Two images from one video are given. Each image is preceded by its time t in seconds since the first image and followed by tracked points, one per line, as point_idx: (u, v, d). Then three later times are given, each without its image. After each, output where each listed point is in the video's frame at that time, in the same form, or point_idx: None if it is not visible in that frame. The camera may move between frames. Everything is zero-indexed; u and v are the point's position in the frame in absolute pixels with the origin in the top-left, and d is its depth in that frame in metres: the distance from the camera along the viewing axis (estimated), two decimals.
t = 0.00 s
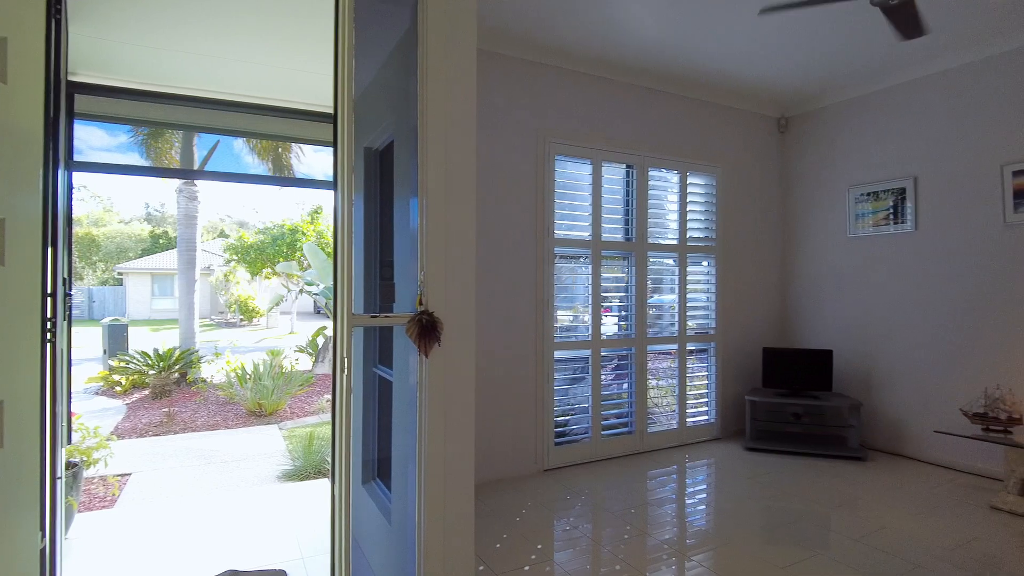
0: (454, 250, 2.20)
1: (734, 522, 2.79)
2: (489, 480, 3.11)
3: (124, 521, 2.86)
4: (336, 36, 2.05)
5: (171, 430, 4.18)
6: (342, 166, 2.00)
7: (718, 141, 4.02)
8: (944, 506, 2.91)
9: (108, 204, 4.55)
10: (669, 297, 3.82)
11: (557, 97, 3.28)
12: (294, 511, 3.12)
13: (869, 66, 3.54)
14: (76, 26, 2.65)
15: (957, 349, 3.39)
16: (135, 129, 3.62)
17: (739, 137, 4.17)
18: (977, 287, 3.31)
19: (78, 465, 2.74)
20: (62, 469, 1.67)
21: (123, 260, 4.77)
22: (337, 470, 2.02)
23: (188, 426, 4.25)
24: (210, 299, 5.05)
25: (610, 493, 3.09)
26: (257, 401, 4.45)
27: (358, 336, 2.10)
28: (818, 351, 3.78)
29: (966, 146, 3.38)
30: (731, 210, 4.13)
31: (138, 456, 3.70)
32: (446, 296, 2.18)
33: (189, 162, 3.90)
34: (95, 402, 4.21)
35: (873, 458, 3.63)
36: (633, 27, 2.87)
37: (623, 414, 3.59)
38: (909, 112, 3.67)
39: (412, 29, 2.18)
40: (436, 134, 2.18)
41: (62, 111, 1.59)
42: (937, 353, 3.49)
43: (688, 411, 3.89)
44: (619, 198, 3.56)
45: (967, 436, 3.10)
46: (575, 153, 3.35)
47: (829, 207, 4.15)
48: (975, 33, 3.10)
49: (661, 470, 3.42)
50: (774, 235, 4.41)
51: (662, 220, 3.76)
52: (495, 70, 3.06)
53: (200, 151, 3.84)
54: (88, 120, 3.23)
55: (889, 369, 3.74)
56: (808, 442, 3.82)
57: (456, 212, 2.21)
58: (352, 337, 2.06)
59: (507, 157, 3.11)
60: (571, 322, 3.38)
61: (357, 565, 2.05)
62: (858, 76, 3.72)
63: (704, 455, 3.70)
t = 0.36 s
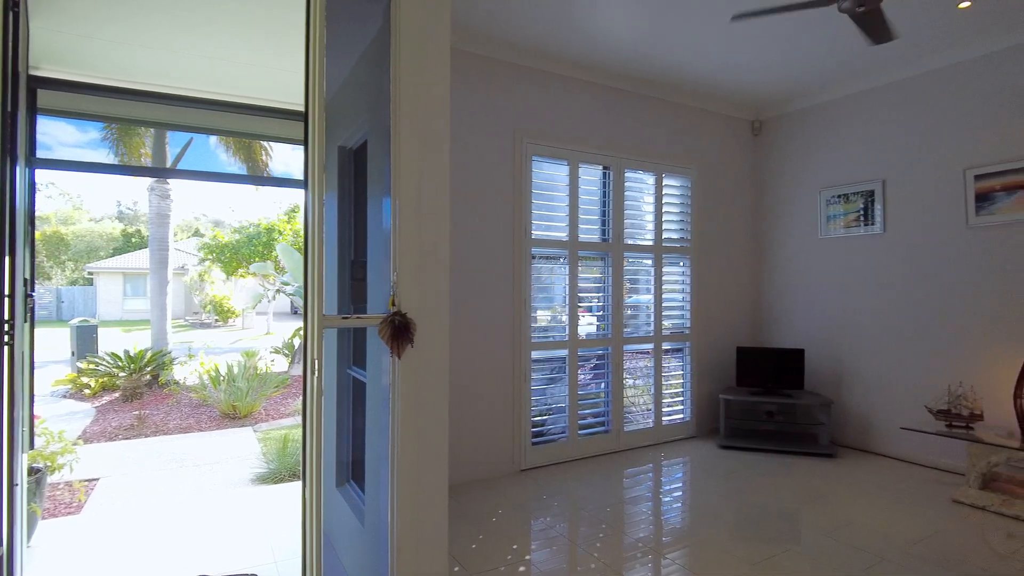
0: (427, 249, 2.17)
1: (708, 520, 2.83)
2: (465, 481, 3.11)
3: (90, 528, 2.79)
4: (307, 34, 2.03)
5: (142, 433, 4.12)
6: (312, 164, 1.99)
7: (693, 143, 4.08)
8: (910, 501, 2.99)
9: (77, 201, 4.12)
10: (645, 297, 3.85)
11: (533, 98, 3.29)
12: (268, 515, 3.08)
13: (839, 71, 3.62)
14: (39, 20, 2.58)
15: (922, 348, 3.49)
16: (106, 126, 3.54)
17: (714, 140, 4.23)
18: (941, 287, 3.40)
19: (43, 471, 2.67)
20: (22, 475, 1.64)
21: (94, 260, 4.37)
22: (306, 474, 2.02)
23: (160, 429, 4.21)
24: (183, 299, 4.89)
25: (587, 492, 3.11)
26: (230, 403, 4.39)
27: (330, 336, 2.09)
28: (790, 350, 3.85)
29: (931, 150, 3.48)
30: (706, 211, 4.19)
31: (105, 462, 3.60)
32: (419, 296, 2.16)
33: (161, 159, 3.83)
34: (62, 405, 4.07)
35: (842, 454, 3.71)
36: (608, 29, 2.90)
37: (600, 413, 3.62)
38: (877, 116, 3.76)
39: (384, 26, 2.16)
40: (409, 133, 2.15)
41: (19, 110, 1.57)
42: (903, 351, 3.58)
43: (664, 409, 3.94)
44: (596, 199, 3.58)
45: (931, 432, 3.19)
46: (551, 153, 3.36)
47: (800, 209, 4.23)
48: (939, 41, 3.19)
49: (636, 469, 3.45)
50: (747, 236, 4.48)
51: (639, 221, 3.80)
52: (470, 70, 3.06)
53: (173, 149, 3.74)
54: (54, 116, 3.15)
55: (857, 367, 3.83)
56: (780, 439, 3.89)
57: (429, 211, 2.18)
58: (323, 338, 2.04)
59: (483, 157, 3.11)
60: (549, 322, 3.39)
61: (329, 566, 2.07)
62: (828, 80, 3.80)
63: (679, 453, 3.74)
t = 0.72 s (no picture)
0: (401, 250, 2.16)
1: (684, 518, 2.86)
2: (443, 482, 3.10)
3: (56, 536, 2.72)
4: (279, 34, 2.02)
5: (113, 437, 4.05)
6: (283, 164, 1.98)
7: (669, 145, 4.12)
8: (878, 496, 3.06)
9: (47, 197, 3.78)
10: (623, 297, 3.88)
11: (510, 98, 3.30)
12: (242, 519, 3.02)
13: (812, 75, 3.69)
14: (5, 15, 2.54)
15: (891, 346, 3.57)
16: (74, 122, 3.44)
17: (690, 141, 4.28)
18: (909, 287, 3.49)
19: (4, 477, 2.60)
20: None
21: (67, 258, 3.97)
22: (280, 476, 1.99)
23: (132, 432, 4.15)
24: (156, 299, 4.61)
25: (565, 491, 3.12)
26: (205, 405, 4.38)
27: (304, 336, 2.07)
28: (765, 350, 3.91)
29: (900, 153, 3.56)
30: (683, 213, 4.23)
31: (72, 467, 3.51)
32: (393, 297, 2.14)
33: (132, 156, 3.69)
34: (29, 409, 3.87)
35: (815, 452, 3.78)
36: (586, 30, 2.92)
37: (579, 412, 3.64)
38: (847, 120, 3.84)
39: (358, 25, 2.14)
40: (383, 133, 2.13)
41: None
42: (872, 350, 3.67)
43: (641, 408, 3.98)
44: (574, 200, 3.60)
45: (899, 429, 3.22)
46: (529, 154, 3.38)
47: (775, 210, 4.30)
48: (906, 47, 3.27)
49: (614, 468, 3.48)
50: (723, 237, 4.54)
51: (617, 222, 3.83)
52: (447, 70, 3.05)
53: (146, 147, 3.68)
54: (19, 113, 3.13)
55: (828, 366, 3.91)
56: (755, 437, 3.96)
57: (403, 211, 2.17)
58: (295, 339, 2.02)
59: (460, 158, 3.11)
60: (528, 322, 3.40)
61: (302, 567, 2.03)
62: (801, 85, 3.87)
63: (656, 452, 3.78)
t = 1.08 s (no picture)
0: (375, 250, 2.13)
1: (662, 516, 2.89)
2: (422, 483, 3.08)
3: (21, 543, 2.64)
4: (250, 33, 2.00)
5: (83, 441, 3.99)
6: (254, 164, 1.96)
7: (647, 147, 4.16)
8: (850, 492, 3.13)
9: (14, 194, 3.63)
10: (602, 297, 3.91)
11: (488, 98, 3.30)
12: (216, 523, 2.98)
13: (786, 78, 3.75)
14: None
15: (862, 345, 3.65)
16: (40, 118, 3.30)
17: (668, 143, 4.32)
18: (880, 287, 3.57)
19: None
20: None
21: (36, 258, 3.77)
22: (252, 480, 1.99)
23: (103, 436, 4.09)
24: (131, 299, 4.37)
25: (544, 491, 3.13)
26: (180, 407, 4.40)
27: (278, 339, 2.05)
28: (741, 349, 3.96)
29: (871, 156, 3.64)
30: (661, 213, 4.28)
31: (40, 471, 3.44)
32: (368, 298, 2.12)
33: (104, 156, 3.61)
34: None
35: (789, 449, 3.85)
36: (564, 31, 2.94)
37: (558, 411, 3.65)
38: (821, 123, 3.92)
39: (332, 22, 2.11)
40: (356, 133, 2.10)
41: None
42: (845, 349, 3.74)
43: (620, 407, 4.01)
44: (553, 200, 3.62)
45: (870, 426, 3.29)
46: (508, 154, 3.38)
47: (751, 211, 4.37)
48: (877, 52, 3.34)
49: (593, 467, 3.50)
50: (701, 238, 4.59)
51: (596, 222, 3.85)
52: (424, 70, 3.04)
53: (118, 145, 3.61)
54: None
55: (803, 364, 3.98)
56: (731, 435, 4.02)
57: (378, 211, 2.14)
58: (267, 340, 1.99)
59: (438, 157, 3.10)
60: (508, 322, 3.41)
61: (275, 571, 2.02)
62: (777, 88, 3.93)
63: (635, 450, 3.81)
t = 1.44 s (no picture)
0: (351, 250, 2.11)
1: (641, 514, 2.91)
2: (400, 485, 3.06)
3: None
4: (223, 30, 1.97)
5: (51, 445, 3.90)
6: (226, 163, 1.92)
7: (627, 148, 4.19)
8: (824, 488, 3.18)
9: None
10: (582, 297, 3.92)
11: (468, 98, 3.30)
12: (188, 528, 2.91)
13: (762, 82, 3.81)
14: None
15: (836, 344, 3.72)
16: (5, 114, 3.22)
17: (647, 144, 4.36)
18: (853, 287, 3.64)
19: None
20: None
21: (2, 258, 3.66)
22: (224, 484, 1.96)
23: (72, 440, 3.99)
24: (103, 299, 4.22)
25: (524, 491, 3.13)
26: (154, 410, 4.25)
27: (253, 340, 2.02)
28: (718, 348, 4.02)
29: (845, 159, 3.72)
30: (641, 214, 4.31)
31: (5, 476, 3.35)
32: (343, 298, 2.09)
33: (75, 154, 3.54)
34: None
35: (765, 446, 3.91)
36: (544, 31, 2.95)
37: (538, 411, 3.66)
38: (796, 126, 3.98)
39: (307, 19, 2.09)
40: (331, 133, 2.07)
41: None
42: (819, 348, 3.81)
43: (600, 407, 4.03)
44: (533, 201, 3.63)
45: (844, 424, 3.34)
46: (488, 154, 3.38)
47: (729, 213, 4.42)
48: (851, 57, 3.41)
49: (573, 466, 3.51)
50: (680, 239, 4.64)
51: (576, 222, 3.87)
52: (403, 69, 3.03)
53: (90, 140, 3.53)
54: None
55: (778, 363, 4.04)
56: (709, 433, 4.06)
57: (354, 210, 2.12)
58: (239, 342, 1.96)
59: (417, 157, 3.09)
60: (488, 322, 3.40)
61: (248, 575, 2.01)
62: (753, 91, 3.99)
63: (614, 449, 3.84)
